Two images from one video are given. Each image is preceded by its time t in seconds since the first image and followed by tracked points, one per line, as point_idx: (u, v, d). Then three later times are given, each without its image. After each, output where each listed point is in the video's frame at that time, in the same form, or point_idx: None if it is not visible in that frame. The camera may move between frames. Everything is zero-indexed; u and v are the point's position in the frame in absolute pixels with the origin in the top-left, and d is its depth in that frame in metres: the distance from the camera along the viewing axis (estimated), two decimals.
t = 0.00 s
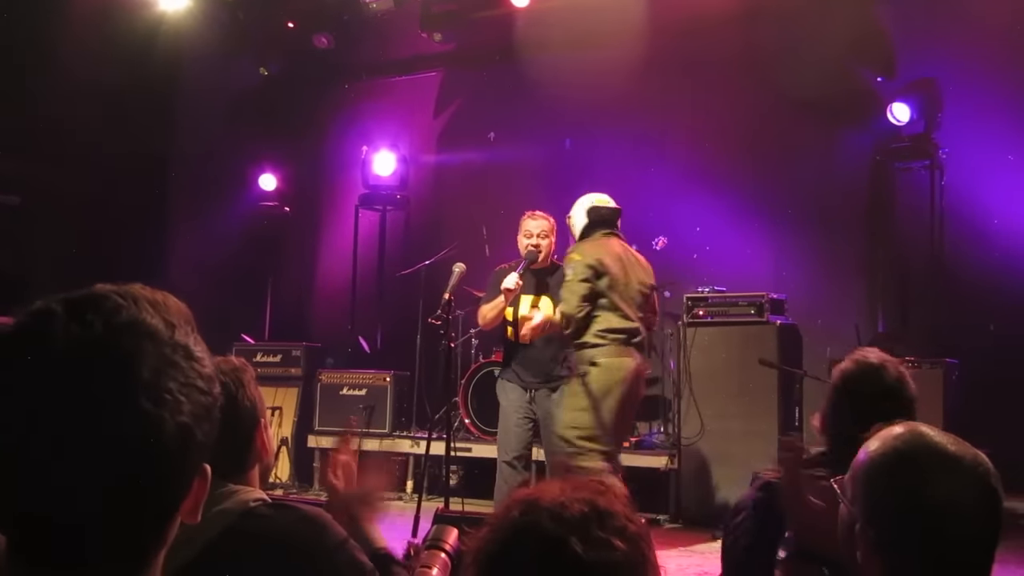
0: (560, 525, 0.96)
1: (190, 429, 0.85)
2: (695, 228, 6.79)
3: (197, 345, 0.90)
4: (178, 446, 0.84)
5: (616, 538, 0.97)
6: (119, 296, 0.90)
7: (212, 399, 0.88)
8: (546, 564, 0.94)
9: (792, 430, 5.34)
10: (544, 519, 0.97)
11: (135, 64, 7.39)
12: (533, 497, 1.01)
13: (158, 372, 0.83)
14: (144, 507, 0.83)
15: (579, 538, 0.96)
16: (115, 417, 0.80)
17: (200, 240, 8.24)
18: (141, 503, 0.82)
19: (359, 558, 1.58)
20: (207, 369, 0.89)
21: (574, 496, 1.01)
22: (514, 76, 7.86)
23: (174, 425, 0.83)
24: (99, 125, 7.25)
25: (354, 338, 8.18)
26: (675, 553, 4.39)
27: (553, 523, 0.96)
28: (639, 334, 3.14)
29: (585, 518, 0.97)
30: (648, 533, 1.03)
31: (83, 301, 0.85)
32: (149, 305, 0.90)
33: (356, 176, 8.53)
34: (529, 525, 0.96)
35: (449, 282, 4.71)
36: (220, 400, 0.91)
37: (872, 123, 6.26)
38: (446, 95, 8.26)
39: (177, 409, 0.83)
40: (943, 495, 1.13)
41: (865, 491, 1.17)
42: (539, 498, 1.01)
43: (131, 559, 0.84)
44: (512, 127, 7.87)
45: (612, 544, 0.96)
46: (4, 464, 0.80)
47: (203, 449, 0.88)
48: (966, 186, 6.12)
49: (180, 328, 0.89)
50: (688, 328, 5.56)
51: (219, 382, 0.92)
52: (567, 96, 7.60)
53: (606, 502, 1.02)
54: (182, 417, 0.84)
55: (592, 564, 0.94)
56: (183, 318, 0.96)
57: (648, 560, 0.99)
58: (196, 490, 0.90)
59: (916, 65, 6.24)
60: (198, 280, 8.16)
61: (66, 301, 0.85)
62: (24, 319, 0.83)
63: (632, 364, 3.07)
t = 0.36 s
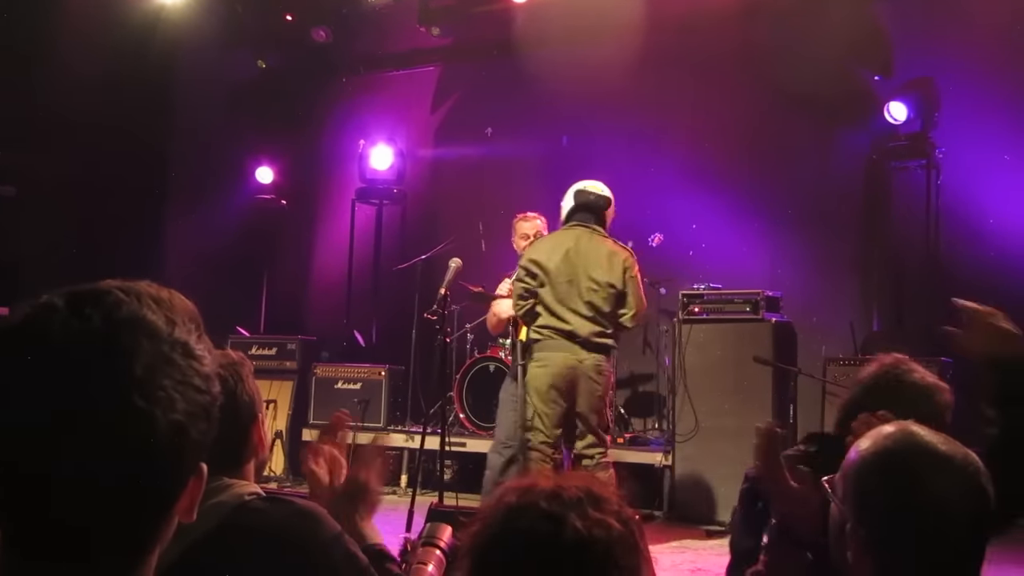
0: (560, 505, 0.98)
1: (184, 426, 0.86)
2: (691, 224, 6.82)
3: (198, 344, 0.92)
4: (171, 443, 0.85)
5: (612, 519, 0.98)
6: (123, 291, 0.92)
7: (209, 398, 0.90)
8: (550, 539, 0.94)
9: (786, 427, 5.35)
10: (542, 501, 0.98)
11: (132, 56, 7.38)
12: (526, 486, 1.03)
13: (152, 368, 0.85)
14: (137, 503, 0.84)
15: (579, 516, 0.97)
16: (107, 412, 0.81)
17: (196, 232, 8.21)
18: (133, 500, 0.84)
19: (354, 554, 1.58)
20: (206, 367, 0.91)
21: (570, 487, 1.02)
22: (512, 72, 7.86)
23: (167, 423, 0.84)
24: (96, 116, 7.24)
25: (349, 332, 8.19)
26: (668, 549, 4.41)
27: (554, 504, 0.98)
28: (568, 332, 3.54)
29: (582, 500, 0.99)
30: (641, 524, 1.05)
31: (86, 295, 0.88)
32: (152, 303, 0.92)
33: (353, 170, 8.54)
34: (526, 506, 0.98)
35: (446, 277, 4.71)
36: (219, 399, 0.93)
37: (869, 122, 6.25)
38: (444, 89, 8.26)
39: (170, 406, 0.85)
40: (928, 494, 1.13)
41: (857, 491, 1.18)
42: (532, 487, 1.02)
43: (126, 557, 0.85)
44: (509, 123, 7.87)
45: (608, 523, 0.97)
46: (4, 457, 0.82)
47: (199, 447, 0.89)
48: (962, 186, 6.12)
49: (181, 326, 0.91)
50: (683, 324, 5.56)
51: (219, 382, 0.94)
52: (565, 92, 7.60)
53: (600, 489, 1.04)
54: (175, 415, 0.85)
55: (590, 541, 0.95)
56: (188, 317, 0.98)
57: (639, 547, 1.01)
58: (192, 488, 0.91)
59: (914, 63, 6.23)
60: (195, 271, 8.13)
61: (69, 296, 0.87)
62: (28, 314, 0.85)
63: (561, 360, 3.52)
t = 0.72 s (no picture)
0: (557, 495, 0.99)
1: (162, 425, 0.84)
2: (686, 223, 6.82)
3: (178, 344, 0.91)
4: (148, 442, 0.83)
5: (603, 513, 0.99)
6: (100, 292, 0.91)
7: (188, 398, 0.88)
8: (542, 529, 0.95)
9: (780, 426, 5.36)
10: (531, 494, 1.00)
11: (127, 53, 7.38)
12: (519, 482, 1.04)
13: (129, 367, 0.83)
14: (116, 505, 0.81)
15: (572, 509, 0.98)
16: (86, 409, 0.79)
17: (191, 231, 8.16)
18: (112, 502, 0.81)
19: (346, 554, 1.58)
20: (185, 368, 0.90)
21: (565, 484, 1.04)
22: (506, 71, 7.87)
23: (145, 422, 0.83)
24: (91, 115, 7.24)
25: (344, 331, 8.19)
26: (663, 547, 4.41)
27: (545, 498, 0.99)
28: (588, 333, 3.52)
29: (571, 494, 1.01)
30: (632, 521, 1.06)
31: (62, 296, 0.86)
32: (130, 303, 0.91)
33: (348, 169, 8.55)
34: (521, 496, 0.99)
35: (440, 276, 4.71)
36: (198, 400, 0.92)
37: (863, 121, 6.25)
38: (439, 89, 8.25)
39: (146, 406, 0.83)
40: (920, 494, 1.13)
41: (845, 490, 1.18)
42: (529, 481, 1.04)
43: (105, 559, 0.82)
44: (503, 122, 7.87)
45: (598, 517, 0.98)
46: None
47: (178, 448, 0.87)
48: (956, 184, 6.10)
49: (161, 327, 0.90)
50: (678, 324, 5.56)
51: (198, 383, 0.92)
52: (561, 91, 7.60)
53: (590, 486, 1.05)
54: (153, 414, 0.83)
55: (581, 533, 0.95)
56: (169, 319, 0.97)
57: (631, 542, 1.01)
58: (173, 487, 0.90)
59: (908, 63, 6.22)
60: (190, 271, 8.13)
61: (44, 297, 0.85)
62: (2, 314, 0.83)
63: (576, 360, 3.50)
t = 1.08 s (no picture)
0: (542, 503, 0.98)
1: (151, 424, 0.84)
2: (681, 220, 6.83)
3: (165, 344, 0.90)
4: (138, 441, 0.83)
5: (595, 517, 0.98)
6: (87, 295, 0.90)
7: (176, 397, 0.87)
8: (527, 543, 0.95)
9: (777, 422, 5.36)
10: (524, 498, 0.98)
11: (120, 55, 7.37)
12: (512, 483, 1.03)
13: (115, 367, 0.82)
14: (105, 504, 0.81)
15: (562, 515, 0.97)
16: (73, 412, 0.79)
17: (185, 234, 8.24)
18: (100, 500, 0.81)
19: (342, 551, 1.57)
20: (173, 366, 0.88)
21: (552, 482, 1.03)
22: (499, 70, 7.87)
23: (132, 421, 0.82)
24: (84, 117, 7.23)
25: (341, 331, 8.19)
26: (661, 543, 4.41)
27: (536, 503, 0.98)
28: (586, 325, 3.54)
29: (565, 497, 0.99)
30: (627, 521, 1.05)
31: (49, 299, 0.86)
32: (117, 305, 0.90)
33: (342, 169, 8.54)
34: (509, 503, 0.98)
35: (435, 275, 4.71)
36: (187, 397, 0.91)
37: (858, 116, 6.25)
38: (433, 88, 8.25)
39: (133, 406, 0.83)
40: (913, 487, 1.15)
41: (838, 482, 1.18)
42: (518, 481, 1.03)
43: (96, 557, 0.82)
44: (497, 121, 7.88)
45: (591, 522, 0.97)
46: None
47: (168, 445, 0.86)
48: (950, 178, 6.12)
49: (148, 326, 0.89)
50: (674, 320, 5.58)
51: (187, 381, 0.91)
52: (555, 89, 7.59)
53: (585, 486, 1.04)
54: (140, 414, 0.83)
55: (570, 539, 0.95)
56: (156, 318, 0.96)
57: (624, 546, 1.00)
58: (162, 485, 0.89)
59: (901, 57, 6.22)
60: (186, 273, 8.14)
61: (31, 300, 0.85)
62: None
63: (575, 354, 3.51)
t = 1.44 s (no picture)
0: (558, 512, 0.98)
1: (170, 429, 0.87)
2: (688, 222, 6.84)
3: (184, 350, 0.93)
4: (158, 445, 0.86)
5: (611, 528, 0.99)
6: (107, 300, 0.94)
7: (195, 402, 0.91)
8: (542, 555, 0.95)
9: (785, 425, 5.36)
10: (540, 508, 0.99)
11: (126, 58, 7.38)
12: (529, 490, 1.03)
13: (135, 374, 0.86)
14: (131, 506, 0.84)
15: (577, 526, 0.98)
16: (95, 414, 0.83)
17: (193, 231, 8.02)
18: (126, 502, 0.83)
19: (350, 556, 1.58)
20: (192, 372, 0.92)
21: (567, 491, 1.03)
22: (505, 70, 7.86)
23: (152, 426, 0.85)
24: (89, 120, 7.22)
25: (348, 333, 8.20)
26: (669, 546, 4.42)
27: (552, 512, 0.98)
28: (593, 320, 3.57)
29: (581, 507, 1.00)
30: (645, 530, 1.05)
31: (70, 307, 0.90)
32: (136, 311, 0.94)
33: (349, 171, 8.60)
34: (526, 511, 0.99)
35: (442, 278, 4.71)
36: (206, 404, 0.94)
37: (863, 118, 6.25)
38: (439, 89, 8.25)
39: (154, 412, 0.86)
40: (920, 492, 1.15)
41: (845, 489, 1.19)
42: (535, 490, 1.03)
43: (120, 560, 0.85)
44: (503, 123, 7.89)
45: (607, 533, 0.98)
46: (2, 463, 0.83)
47: (187, 451, 0.89)
48: (957, 180, 6.11)
49: (166, 333, 0.93)
50: (681, 323, 5.57)
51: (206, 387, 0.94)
52: (561, 90, 7.59)
53: (602, 496, 1.04)
54: (161, 418, 0.86)
55: (589, 551, 0.95)
56: (173, 325, 0.99)
57: (642, 555, 1.01)
58: (182, 489, 0.91)
59: (907, 59, 6.21)
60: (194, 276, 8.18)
61: (53, 308, 0.89)
62: (16, 324, 0.88)
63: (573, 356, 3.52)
